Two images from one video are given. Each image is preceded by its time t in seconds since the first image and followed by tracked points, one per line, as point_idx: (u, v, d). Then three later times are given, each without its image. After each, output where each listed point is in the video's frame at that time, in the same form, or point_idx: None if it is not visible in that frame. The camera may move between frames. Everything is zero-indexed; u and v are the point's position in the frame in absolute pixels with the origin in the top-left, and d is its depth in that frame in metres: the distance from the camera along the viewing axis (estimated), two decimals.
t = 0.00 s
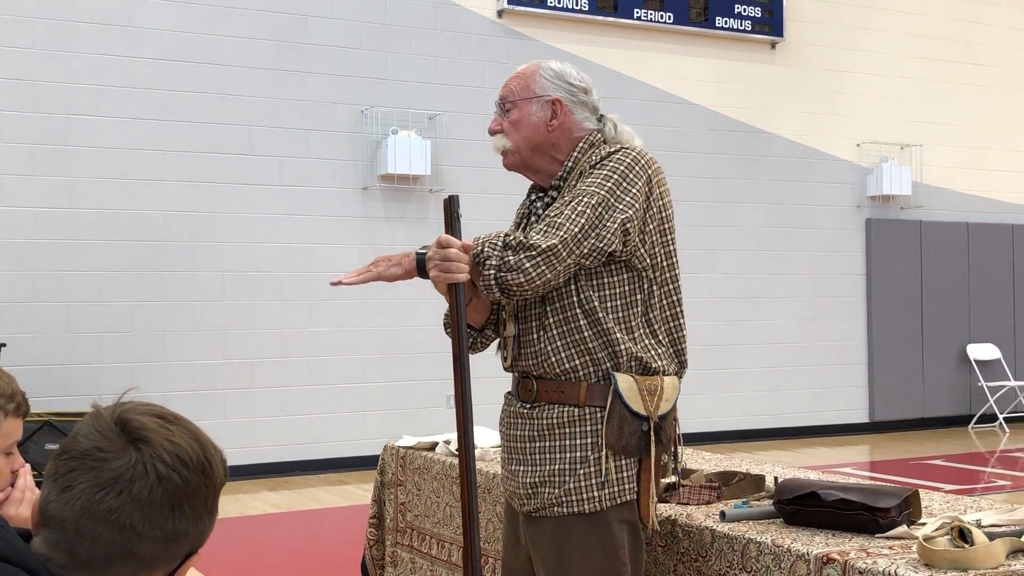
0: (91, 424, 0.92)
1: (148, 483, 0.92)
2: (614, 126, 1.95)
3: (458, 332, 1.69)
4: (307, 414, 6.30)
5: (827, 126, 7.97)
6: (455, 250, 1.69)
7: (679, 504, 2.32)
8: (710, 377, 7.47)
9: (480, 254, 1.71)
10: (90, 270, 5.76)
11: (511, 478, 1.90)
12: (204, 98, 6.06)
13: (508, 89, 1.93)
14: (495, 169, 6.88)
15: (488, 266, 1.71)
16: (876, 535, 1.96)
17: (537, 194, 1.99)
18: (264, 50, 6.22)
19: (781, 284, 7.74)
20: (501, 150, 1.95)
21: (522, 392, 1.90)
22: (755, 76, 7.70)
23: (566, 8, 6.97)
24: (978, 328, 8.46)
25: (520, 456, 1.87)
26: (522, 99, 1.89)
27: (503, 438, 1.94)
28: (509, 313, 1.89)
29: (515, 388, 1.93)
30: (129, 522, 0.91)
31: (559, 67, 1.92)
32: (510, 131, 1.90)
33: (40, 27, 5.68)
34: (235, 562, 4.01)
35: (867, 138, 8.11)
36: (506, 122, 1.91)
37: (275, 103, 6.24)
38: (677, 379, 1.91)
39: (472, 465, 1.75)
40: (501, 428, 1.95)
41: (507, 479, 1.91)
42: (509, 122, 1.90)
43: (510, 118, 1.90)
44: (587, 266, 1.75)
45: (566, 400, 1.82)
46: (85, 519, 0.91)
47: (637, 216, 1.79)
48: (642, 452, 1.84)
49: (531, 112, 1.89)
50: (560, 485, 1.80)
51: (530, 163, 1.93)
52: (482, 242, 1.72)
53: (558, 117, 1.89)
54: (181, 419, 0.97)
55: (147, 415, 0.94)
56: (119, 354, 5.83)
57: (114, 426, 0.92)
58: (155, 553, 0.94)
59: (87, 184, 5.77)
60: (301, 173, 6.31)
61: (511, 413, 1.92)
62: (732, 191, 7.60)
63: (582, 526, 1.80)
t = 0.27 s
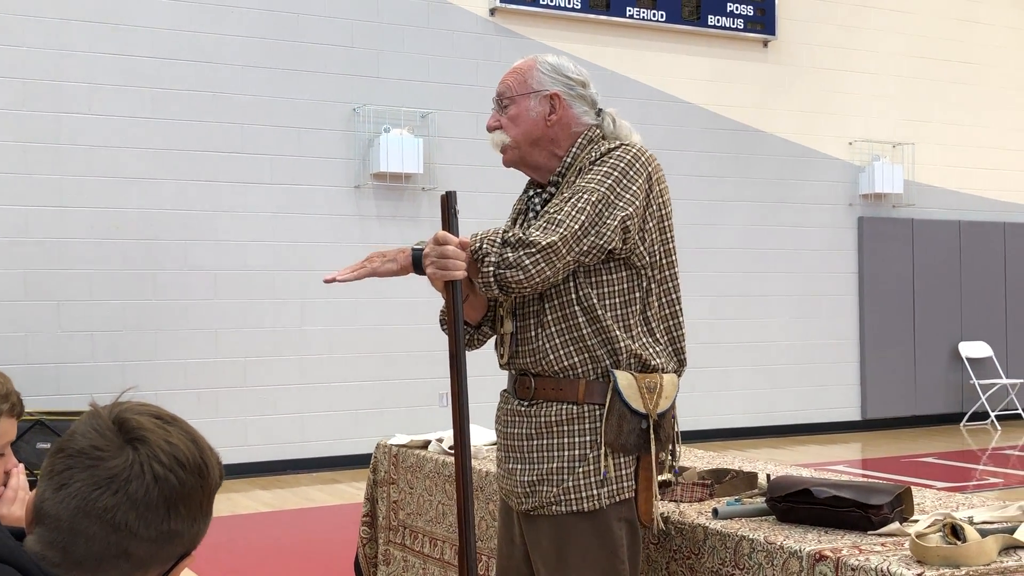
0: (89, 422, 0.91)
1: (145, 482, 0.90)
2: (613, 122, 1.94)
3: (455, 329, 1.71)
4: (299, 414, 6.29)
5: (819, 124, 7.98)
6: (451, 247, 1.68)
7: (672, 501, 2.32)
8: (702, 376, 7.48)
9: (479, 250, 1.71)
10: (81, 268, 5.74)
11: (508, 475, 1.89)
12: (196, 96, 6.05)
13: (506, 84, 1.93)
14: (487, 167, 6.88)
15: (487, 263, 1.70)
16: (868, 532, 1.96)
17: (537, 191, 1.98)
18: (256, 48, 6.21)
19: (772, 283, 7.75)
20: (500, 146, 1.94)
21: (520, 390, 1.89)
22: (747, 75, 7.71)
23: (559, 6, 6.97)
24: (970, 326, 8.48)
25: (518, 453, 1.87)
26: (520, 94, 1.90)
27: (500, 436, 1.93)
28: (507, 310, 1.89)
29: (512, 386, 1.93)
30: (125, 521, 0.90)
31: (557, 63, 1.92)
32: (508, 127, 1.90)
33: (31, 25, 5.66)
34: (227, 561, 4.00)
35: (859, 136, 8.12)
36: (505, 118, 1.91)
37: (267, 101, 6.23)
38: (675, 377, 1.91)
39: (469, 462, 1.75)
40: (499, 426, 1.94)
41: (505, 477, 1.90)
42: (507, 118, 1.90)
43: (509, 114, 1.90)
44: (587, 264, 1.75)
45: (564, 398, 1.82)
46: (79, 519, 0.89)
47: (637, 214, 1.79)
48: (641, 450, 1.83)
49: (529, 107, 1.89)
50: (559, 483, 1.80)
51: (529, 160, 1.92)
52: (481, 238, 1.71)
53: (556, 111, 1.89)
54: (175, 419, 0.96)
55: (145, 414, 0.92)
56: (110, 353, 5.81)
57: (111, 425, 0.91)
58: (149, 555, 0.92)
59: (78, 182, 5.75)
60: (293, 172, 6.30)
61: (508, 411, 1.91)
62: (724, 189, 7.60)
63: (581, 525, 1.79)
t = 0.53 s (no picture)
0: (78, 419, 0.92)
1: (134, 478, 0.91)
2: (610, 116, 1.95)
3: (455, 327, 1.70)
4: (291, 412, 6.28)
5: (810, 120, 7.99)
6: (454, 243, 1.67)
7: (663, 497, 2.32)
8: (693, 372, 7.49)
9: (478, 247, 1.70)
10: (72, 267, 5.73)
11: (503, 472, 1.89)
12: (187, 94, 6.04)
13: (502, 79, 1.92)
14: (479, 164, 6.87)
15: (488, 260, 1.69)
16: (858, 527, 1.96)
17: (534, 187, 1.98)
18: (246, 45, 6.20)
19: (764, 280, 7.76)
20: (497, 142, 1.93)
21: (516, 387, 1.89)
22: (738, 71, 7.71)
23: (549, 3, 6.97)
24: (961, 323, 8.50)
25: (513, 450, 1.86)
26: (518, 89, 1.88)
27: (495, 433, 1.92)
28: (505, 307, 1.88)
29: (508, 383, 1.92)
30: (114, 517, 0.91)
31: (553, 58, 1.91)
32: (505, 123, 1.89)
33: (20, 23, 5.65)
34: (218, 559, 4.00)
35: (850, 132, 8.13)
36: (502, 114, 1.90)
37: (258, 99, 6.22)
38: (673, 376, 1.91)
39: (464, 457, 1.74)
40: (493, 423, 1.93)
41: (499, 473, 1.89)
42: (505, 114, 1.89)
43: (506, 110, 1.89)
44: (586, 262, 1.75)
45: (560, 396, 1.82)
46: (68, 514, 0.90)
47: (638, 212, 1.79)
48: (636, 449, 1.84)
49: (527, 102, 1.88)
50: (553, 481, 1.80)
51: (526, 155, 1.92)
52: (482, 235, 1.71)
53: (554, 107, 1.88)
54: (163, 418, 0.97)
55: (134, 412, 0.93)
56: (101, 351, 5.80)
57: (100, 420, 0.92)
58: (137, 551, 0.93)
59: (68, 181, 5.74)
60: (284, 170, 6.29)
61: (503, 408, 1.90)
62: (715, 186, 7.61)
63: (574, 522, 1.79)
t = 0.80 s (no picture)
0: (66, 418, 0.83)
1: (124, 480, 0.83)
2: (605, 113, 1.94)
3: (452, 326, 1.70)
4: (283, 411, 6.29)
5: (801, 118, 8.01)
6: (451, 242, 1.65)
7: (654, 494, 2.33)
8: (685, 370, 7.50)
9: (474, 246, 1.69)
10: (63, 267, 5.72)
11: (504, 473, 1.89)
12: (178, 93, 6.03)
13: (496, 77, 1.91)
14: (469, 162, 6.87)
15: (485, 260, 1.69)
16: (848, 524, 1.97)
17: (530, 185, 1.98)
18: (237, 44, 6.19)
19: (755, 277, 7.78)
20: (492, 141, 1.93)
21: (516, 388, 1.89)
22: (729, 69, 7.72)
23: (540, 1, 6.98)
24: (952, 319, 8.52)
25: (514, 451, 1.87)
26: (513, 88, 1.87)
27: (495, 434, 1.93)
28: (502, 309, 1.87)
29: (508, 384, 1.92)
30: (102, 520, 0.83)
31: (547, 55, 1.90)
32: (501, 122, 1.89)
33: (10, 23, 5.64)
34: (210, 558, 4.00)
35: (841, 129, 8.15)
36: (497, 112, 1.89)
37: (248, 98, 6.21)
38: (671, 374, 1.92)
39: (462, 458, 1.75)
40: (493, 424, 1.94)
41: (500, 474, 1.90)
42: (499, 112, 1.88)
43: (501, 108, 1.88)
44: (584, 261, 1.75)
45: (561, 397, 1.82)
46: (56, 517, 0.82)
47: (635, 212, 1.79)
48: (637, 449, 1.84)
49: (522, 101, 1.87)
50: (556, 481, 1.80)
51: (522, 154, 1.92)
52: (479, 234, 1.70)
53: (549, 105, 1.88)
54: (156, 415, 0.88)
55: (125, 410, 0.84)
56: (92, 351, 5.79)
57: (89, 420, 0.83)
58: (129, 555, 0.85)
59: (60, 180, 5.73)
60: (275, 169, 6.28)
61: (504, 409, 1.90)
62: (705, 184, 7.62)
63: (576, 522, 1.80)
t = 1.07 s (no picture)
0: (60, 422, 0.82)
1: (117, 483, 0.82)
2: (604, 118, 1.95)
3: (452, 324, 1.70)
4: (276, 412, 6.28)
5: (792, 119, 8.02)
6: (451, 243, 1.63)
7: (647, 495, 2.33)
8: (678, 370, 7.51)
9: (473, 246, 1.67)
10: (54, 268, 5.71)
11: (502, 475, 1.89)
12: (170, 94, 6.02)
13: (498, 72, 1.91)
14: (461, 164, 6.87)
15: (484, 261, 1.67)
16: (840, 523, 1.97)
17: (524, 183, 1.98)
18: (228, 45, 6.18)
19: (747, 277, 7.79)
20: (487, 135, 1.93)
21: (513, 389, 1.88)
22: (720, 70, 7.74)
23: (532, 2, 6.98)
24: (944, 319, 8.54)
25: (512, 452, 1.86)
26: (513, 85, 1.88)
27: (493, 436, 1.92)
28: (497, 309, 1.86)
29: (504, 385, 1.92)
30: (94, 524, 0.82)
31: (551, 56, 1.91)
32: (498, 117, 1.89)
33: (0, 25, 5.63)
34: (202, 559, 3.99)
35: (832, 130, 8.16)
36: (494, 107, 1.90)
37: (240, 99, 6.20)
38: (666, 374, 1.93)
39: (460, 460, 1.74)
40: (490, 425, 1.93)
41: (497, 475, 1.89)
42: (497, 108, 1.89)
43: (499, 104, 1.88)
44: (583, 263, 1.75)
45: (559, 398, 1.82)
46: (49, 520, 0.81)
47: (632, 212, 1.79)
48: (634, 449, 1.85)
49: (522, 99, 1.88)
50: (555, 483, 1.80)
51: (516, 151, 1.92)
52: (479, 234, 1.68)
53: (548, 106, 1.88)
54: (147, 420, 0.88)
55: (117, 413, 0.84)
56: (83, 353, 5.78)
57: (82, 423, 0.82)
58: (120, 557, 0.85)
59: (51, 182, 5.72)
60: (267, 170, 6.27)
61: (501, 411, 1.90)
62: (697, 185, 7.63)
63: (576, 523, 1.80)
